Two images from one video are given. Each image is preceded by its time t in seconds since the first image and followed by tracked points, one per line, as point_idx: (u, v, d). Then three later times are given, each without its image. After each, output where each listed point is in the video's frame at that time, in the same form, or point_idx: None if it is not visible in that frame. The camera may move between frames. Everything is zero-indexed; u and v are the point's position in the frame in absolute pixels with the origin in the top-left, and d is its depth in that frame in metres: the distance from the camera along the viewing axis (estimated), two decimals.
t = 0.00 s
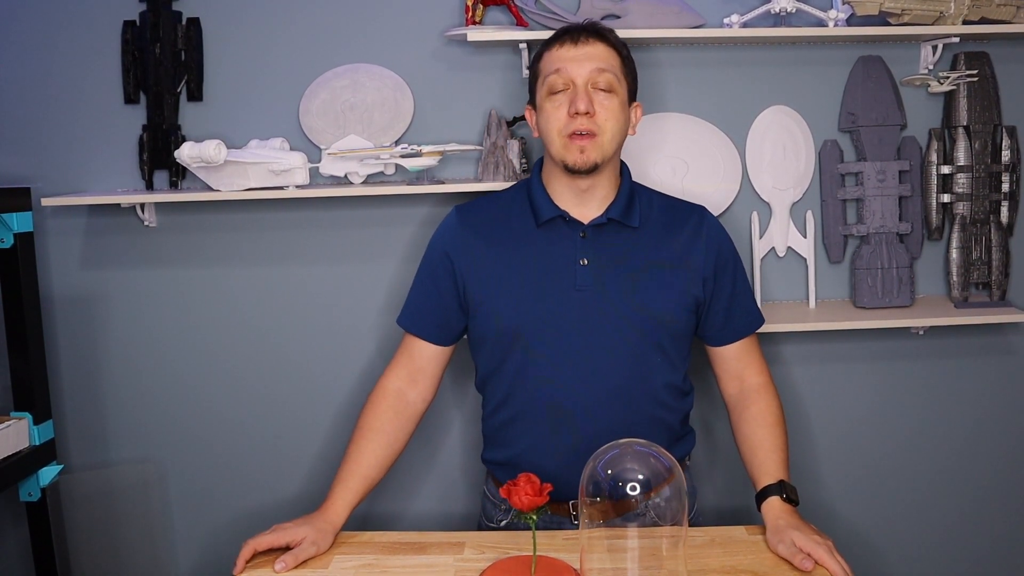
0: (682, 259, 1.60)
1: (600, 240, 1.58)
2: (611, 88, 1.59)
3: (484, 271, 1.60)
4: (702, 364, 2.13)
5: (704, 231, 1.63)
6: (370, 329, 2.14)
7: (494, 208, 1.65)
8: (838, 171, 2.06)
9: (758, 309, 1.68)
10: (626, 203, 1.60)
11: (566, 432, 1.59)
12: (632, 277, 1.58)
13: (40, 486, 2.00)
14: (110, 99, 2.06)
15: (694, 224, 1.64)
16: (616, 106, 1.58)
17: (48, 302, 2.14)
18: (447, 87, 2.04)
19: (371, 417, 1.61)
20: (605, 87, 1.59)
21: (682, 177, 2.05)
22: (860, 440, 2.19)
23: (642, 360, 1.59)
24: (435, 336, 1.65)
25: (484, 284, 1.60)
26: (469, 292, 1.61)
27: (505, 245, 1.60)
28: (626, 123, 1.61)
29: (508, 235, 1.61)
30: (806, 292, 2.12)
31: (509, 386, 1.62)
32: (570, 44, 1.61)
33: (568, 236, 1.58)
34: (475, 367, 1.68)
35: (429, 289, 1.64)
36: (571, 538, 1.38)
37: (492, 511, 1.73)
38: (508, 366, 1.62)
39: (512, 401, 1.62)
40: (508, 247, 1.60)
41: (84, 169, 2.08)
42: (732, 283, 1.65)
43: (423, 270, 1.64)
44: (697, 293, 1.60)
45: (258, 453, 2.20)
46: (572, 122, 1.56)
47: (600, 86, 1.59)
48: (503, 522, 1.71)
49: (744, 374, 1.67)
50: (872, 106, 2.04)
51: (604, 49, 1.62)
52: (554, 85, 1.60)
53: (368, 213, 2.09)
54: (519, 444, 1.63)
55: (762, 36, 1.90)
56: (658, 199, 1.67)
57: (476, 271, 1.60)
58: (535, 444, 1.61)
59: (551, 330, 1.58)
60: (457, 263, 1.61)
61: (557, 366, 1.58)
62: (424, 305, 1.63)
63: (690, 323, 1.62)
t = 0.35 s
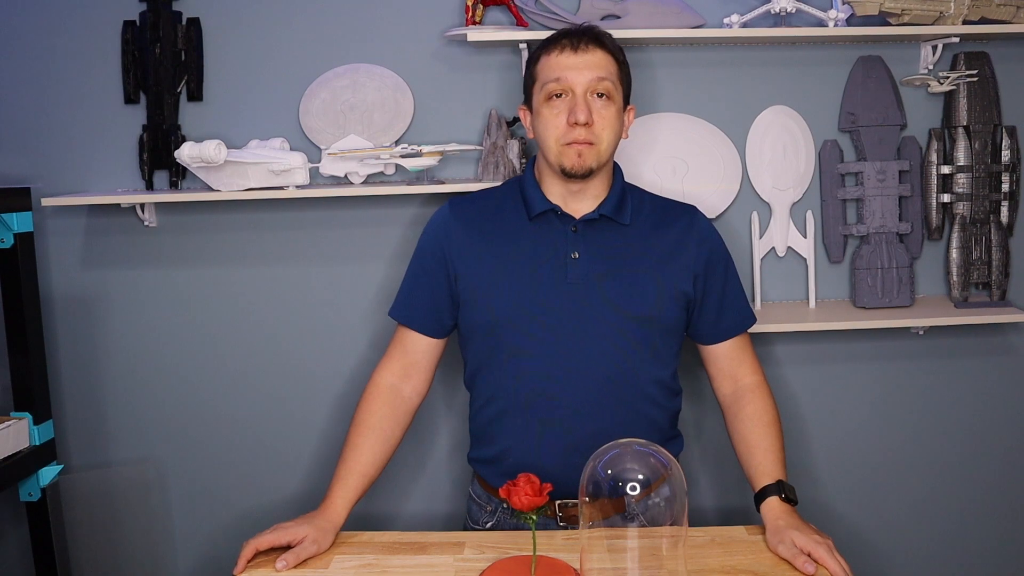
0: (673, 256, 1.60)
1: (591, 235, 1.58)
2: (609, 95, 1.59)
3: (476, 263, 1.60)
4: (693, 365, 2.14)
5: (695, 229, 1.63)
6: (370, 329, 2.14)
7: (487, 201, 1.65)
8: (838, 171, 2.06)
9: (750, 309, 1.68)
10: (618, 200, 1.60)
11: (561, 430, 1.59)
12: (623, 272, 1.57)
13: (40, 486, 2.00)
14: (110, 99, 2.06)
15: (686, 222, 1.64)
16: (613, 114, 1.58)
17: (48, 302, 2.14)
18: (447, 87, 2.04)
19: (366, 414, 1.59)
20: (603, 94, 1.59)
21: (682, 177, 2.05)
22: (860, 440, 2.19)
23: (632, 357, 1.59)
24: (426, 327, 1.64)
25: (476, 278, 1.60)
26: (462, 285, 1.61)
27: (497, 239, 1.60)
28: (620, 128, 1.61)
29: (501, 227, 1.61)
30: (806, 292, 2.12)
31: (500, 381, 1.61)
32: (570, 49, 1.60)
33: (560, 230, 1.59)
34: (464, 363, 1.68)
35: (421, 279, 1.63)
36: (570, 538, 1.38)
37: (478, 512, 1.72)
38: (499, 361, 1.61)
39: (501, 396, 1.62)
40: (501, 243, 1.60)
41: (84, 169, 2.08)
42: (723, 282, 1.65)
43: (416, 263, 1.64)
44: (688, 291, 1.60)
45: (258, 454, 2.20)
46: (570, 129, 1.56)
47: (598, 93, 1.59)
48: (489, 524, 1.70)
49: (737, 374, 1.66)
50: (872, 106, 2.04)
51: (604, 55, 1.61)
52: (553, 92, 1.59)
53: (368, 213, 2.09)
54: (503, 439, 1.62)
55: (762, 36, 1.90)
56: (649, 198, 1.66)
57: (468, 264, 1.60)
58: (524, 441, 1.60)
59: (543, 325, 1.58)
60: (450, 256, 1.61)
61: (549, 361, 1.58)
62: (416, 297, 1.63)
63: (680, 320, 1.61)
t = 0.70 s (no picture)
0: (665, 255, 1.59)
1: (583, 234, 1.58)
2: (607, 102, 1.55)
3: (468, 260, 1.60)
4: (691, 363, 2.14)
5: (688, 227, 1.62)
6: (370, 328, 2.14)
7: (481, 199, 1.65)
8: (838, 171, 2.06)
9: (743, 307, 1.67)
10: (612, 199, 1.59)
11: (558, 428, 1.60)
12: (614, 271, 1.57)
13: (40, 484, 2.00)
14: (110, 98, 2.06)
15: (680, 221, 1.63)
16: (613, 120, 1.55)
17: (48, 300, 2.14)
18: (447, 86, 2.04)
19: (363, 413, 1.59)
20: (602, 103, 1.54)
21: (682, 177, 2.05)
22: (859, 439, 2.19)
23: (624, 355, 1.59)
24: (420, 323, 1.63)
25: (469, 276, 1.60)
26: (456, 283, 1.61)
27: (491, 238, 1.60)
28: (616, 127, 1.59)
29: (493, 224, 1.61)
30: (806, 291, 2.12)
31: (492, 379, 1.62)
32: (565, 64, 1.52)
33: (552, 228, 1.58)
34: (456, 360, 1.68)
35: (414, 275, 1.63)
36: (570, 538, 1.38)
37: (469, 513, 1.72)
38: (491, 359, 1.61)
39: (494, 394, 1.62)
40: (495, 241, 1.60)
41: (84, 168, 2.08)
42: (716, 281, 1.64)
43: (409, 260, 1.63)
44: (680, 289, 1.60)
45: (258, 453, 2.20)
46: (578, 146, 1.52)
47: (598, 102, 1.54)
48: (480, 524, 1.70)
49: (730, 372, 1.65)
50: (872, 105, 2.04)
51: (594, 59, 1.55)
52: (554, 111, 1.53)
53: (368, 212, 2.09)
54: (497, 437, 1.63)
55: (762, 35, 1.90)
56: (640, 199, 1.65)
57: (462, 262, 1.60)
58: (518, 439, 1.61)
59: (535, 323, 1.58)
60: (443, 254, 1.61)
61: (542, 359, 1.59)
62: (410, 294, 1.62)
63: (672, 319, 1.61)
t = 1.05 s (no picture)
0: (659, 256, 1.59)
1: (576, 235, 1.58)
2: (598, 105, 1.54)
3: (462, 261, 1.60)
4: (690, 363, 2.14)
5: (683, 228, 1.62)
6: (370, 328, 2.14)
7: (475, 199, 1.65)
8: (838, 170, 2.06)
9: (741, 307, 1.67)
10: (605, 201, 1.59)
11: (554, 428, 1.59)
12: (608, 272, 1.57)
13: (40, 484, 2.00)
14: (110, 99, 2.06)
15: (675, 221, 1.63)
16: (604, 125, 1.54)
17: (48, 300, 2.14)
18: (447, 86, 2.04)
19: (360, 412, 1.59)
20: (593, 105, 1.54)
21: (682, 177, 2.05)
22: (859, 439, 2.19)
23: (618, 356, 1.59)
24: (415, 323, 1.64)
25: (463, 276, 1.60)
26: (450, 283, 1.61)
27: (484, 238, 1.60)
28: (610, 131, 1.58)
29: (487, 225, 1.61)
30: (806, 291, 2.12)
31: (487, 379, 1.62)
32: (556, 65, 1.53)
33: (545, 230, 1.58)
34: (451, 359, 1.68)
35: (409, 275, 1.63)
36: (570, 538, 1.38)
37: (465, 509, 1.72)
38: (485, 359, 1.61)
39: (488, 394, 1.62)
40: (489, 242, 1.60)
41: (84, 168, 2.08)
42: (711, 282, 1.64)
43: (403, 260, 1.64)
44: (675, 290, 1.60)
45: (258, 452, 2.20)
46: (565, 146, 1.52)
47: (588, 105, 1.54)
48: (474, 521, 1.70)
49: (730, 371, 1.65)
50: (872, 105, 2.04)
51: (587, 62, 1.55)
52: (542, 110, 1.53)
53: (368, 212, 2.09)
54: (490, 436, 1.63)
55: (763, 34, 1.90)
56: (637, 198, 1.65)
57: (456, 263, 1.60)
58: (514, 438, 1.61)
59: (528, 324, 1.58)
60: (437, 254, 1.61)
61: (536, 359, 1.58)
62: (405, 293, 1.63)
63: (668, 319, 1.61)
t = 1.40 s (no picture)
0: (658, 257, 1.59)
1: (575, 237, 1.58)
2: (595, 104, 1.54)
3: (460, 262, 1.60)
4: (689, 363, 2.14)
5: (681, 229, 1.62)
6: (370, 328, 2.14)
7: (474, 200, 1.65)
8: (838, 170, 2.06)
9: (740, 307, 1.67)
10: (604, 202, 1.59)
11: (553, 430, 1.59)
12: (606, 273, 1.57)
13: (40, 484, 2.00)
14: (110, 99, 2.06)
15: (673, 222, 1.63)
16: (601, 124, 1.54)
17: (48, 300, 2.14)
18: (447, 86, 2.04)
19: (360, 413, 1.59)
20: (590, 105, 1.54)
21: (682, 176, 2.05)
22: (859, 439, 2.19)
23: (617, 358, 1.59)
24: (414, 324, 1.64)
25: (461, 278, 1.60)
26: (449, 284, 1.61)
27: (483, 240, 1.60)
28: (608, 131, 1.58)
29: (486, 227, 1.61)
30: (806, 291, 2.12)
31: (486, 380, 1.62)
32: (552, 63, 1.53)
33: (544, 231, 1.58)
34: (450, 360, 1.68)
35: (408, 276, 1.63)
36: (570, 538, 1.38)
37: (463, 509, 1.72)
38: (484, 360, 1.61)
39: (487, 395, 1.62)
40: (488, 243, 1.60)
41: (84, 167, 2.08)
42: (710, 283, 1.64)
43: (402, 261, 1.63)
44: (673, 291, 1.60)
45: (258, 453, 2.20)
46: (560, 144, 1.52)
47: (584, 104, 1.54)
48: (473, 521, 1.70)
49: (729, 372, 1.65)
50: (872, 105, 2.04)
51: (585, 62, 1.55)
52: (539, 109, 1.54)
53: (368, 212, 2.09)
54: (489, 437, 1.63)
55: (763, 35, 1.90)
56: (636, 198, 1.66)
57: (454, 264, 1.60)
58: (512, 439, 1.61)
59: (527, 325, 1.58)
60: (436, 255, 1.61)
61: (534, 360, 1.58)
62: (404, 295, 1.63)
63: (666, 321, 1.61)
